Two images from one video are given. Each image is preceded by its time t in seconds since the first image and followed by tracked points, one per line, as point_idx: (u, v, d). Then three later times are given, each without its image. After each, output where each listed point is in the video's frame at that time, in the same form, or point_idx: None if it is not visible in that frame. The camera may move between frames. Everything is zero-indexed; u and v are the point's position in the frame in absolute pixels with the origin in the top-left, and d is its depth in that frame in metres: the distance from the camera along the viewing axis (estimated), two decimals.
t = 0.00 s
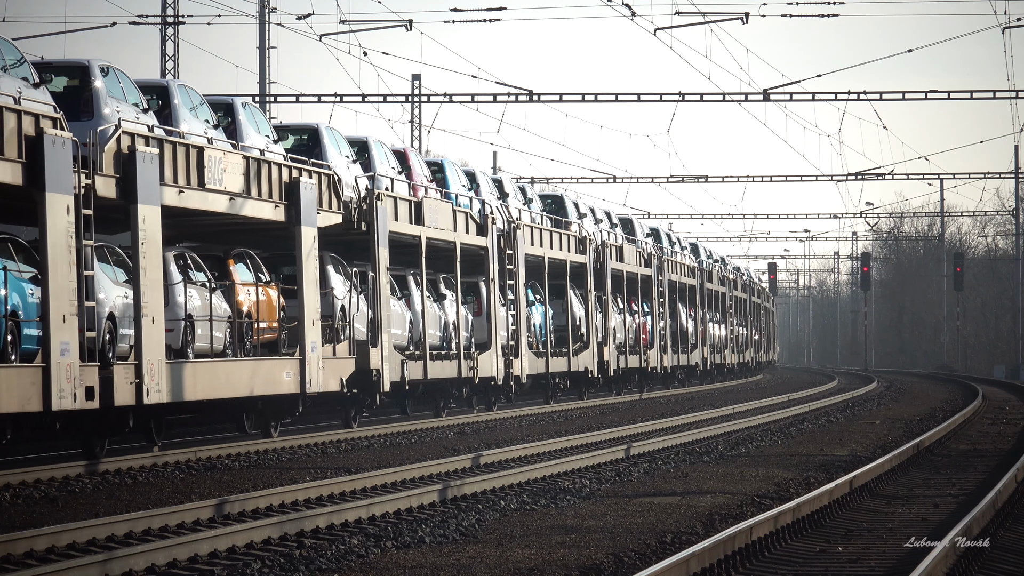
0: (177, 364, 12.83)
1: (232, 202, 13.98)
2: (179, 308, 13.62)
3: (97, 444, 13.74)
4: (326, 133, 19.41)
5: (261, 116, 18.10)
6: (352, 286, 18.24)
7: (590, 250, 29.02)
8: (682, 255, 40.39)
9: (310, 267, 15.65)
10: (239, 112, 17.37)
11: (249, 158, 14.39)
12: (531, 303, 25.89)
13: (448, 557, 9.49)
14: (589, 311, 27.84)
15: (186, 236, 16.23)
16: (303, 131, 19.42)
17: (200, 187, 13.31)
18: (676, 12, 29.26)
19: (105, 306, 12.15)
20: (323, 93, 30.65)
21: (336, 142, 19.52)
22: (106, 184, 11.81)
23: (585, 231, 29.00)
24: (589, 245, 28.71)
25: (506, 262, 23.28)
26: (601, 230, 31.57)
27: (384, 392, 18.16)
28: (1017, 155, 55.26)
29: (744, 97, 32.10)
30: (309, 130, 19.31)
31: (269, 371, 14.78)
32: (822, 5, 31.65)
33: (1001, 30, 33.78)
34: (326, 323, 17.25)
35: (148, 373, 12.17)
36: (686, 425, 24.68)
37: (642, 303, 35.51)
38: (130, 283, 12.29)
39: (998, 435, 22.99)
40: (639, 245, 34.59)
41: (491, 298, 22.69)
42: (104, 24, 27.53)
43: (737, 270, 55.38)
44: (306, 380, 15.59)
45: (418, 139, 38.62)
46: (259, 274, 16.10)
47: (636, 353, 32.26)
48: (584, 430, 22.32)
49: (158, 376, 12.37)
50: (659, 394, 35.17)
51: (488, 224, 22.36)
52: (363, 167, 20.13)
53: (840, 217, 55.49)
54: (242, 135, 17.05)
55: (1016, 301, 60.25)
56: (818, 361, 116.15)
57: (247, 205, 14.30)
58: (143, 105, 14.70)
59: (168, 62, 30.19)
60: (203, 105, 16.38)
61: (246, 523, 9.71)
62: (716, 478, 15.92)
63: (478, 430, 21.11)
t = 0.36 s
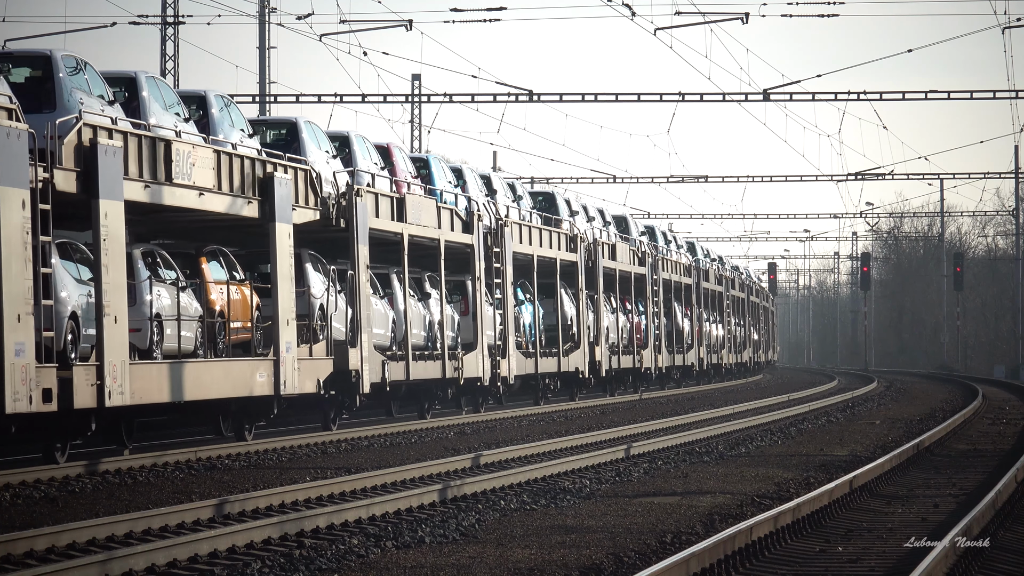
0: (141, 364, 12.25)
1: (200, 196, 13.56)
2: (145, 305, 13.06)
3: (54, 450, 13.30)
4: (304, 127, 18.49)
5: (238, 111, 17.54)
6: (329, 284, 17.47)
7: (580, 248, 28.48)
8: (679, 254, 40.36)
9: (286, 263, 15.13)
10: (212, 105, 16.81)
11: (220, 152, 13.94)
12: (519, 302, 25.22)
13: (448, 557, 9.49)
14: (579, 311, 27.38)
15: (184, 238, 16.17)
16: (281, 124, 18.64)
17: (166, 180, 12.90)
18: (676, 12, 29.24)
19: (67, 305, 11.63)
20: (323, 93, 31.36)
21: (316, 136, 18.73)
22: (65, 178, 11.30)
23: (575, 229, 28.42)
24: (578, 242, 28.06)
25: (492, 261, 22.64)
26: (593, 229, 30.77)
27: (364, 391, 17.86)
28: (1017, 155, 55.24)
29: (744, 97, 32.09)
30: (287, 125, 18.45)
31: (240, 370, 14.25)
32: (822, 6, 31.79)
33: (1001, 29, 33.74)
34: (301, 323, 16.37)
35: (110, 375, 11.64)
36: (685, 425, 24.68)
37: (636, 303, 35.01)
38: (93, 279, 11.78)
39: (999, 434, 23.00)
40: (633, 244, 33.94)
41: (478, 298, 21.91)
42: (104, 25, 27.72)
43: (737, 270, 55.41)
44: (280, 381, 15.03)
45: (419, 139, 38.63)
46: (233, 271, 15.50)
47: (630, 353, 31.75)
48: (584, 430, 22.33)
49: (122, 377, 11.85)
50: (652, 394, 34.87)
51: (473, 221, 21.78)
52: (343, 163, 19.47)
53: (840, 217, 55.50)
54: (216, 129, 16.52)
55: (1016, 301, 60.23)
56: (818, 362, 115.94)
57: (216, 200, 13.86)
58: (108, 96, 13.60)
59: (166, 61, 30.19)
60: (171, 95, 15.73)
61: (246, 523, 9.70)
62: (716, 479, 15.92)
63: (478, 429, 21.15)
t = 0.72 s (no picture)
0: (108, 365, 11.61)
1: (169, 192, 12.73)
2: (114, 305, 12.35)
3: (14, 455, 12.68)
4: (281, 122, 17.45)
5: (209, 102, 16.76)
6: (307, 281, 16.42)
7: (571, 246, 27.56)
8: (675, 253, 40.28)
9: (258, 260, 14.32)
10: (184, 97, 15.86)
11: (189, 146, 13.15)
12: (508, 301, 24.53)
13: (448, 557, 9.49)
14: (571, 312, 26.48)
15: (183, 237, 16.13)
16: (258, 120, 17.68)
17: (133, 176, 12.13)
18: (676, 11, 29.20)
19: (26, 304, 10.90)
20: (323, 93, 30.53)
21: (293, 130, 17.73)
22: (21, 172, 10.58)
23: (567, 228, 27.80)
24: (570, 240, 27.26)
25: (479, 259, 21.62)
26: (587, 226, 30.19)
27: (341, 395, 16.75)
28: (1017, 156, 55.19)
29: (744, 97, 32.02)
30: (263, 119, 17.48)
31: (215, 374, 13.53)
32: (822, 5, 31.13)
33: (1001, 29, 33.69)
34: (276, 322, 15.53)
35: (69, 377, 10.99)
36: (685, 425, 24.67)
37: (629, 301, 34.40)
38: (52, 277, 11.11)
39: (999, 434, 23.00)
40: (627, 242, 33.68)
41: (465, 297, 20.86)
42: (105, 24, 26.71)
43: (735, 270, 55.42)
44: (253, 384, 14.23)
45: (418, 139, 38.59)
46: (206, 270, 14.76)
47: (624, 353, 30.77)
48: (585, 430, 22.32)
49: (82, 379, 11.18)
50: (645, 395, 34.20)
51: (459, 216, 20.69)
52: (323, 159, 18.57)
53: (840, 217, 55.46)
54: (186, 121, 15.50)
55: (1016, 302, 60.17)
56: (818, 361, 115.83)
57: (187, 197, 13.05)
58: (71, 88, 13.54)
59: (166, 61, 30.15)
60: (140, 90, 15.11)
61: (246, 523, 9.71)
62: (716, 479, 15.92)
63: (478, 429, 21.14)
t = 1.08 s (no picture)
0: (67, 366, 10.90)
1: (135, 186, 11.97)
2: (77, 304, 11.71)
3: None
4: (256, 114, 17.29)
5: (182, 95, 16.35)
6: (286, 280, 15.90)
7: (561, 243, 27.45)
8: (674, 253, 40.33)
9: (230, 258, 13.53)
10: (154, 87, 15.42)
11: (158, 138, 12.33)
12: (497, 300, 24.34)
13: (448, 557, 9.49)
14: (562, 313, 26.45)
15: (183, 238, 16.11)
16: (233, 114, 17.51)
17: (96, 170, 11.35)
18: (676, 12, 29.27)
19: None
20: (323, 93, 31.25)
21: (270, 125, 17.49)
22: None
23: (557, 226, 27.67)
24: (561, 239, 27.24)
25: (464, 257, 21.48)
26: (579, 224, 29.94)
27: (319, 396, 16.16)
28: (1017, 156, 55.28)
29: (743, 99, 32.08)
30: (239, 112, 17.31)
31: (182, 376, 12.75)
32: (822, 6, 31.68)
33: (1001, 30, 33.77)
34: (248, 322, 14.77)
35: (24, 378, 10.32)
36: (685, 425, 24.65)
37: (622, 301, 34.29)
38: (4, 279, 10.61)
39: (998, 434, 22.99)
40: (620, 240, 33.51)
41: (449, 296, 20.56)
42: (105, 25, 27.08)
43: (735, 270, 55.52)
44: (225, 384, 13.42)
45: (419, 140, 38.67)
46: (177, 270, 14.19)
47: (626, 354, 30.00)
48: (585, 430, 22.32)
49: (38, 380, 10.52)
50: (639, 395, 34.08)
51: (444, 214, 20.41)
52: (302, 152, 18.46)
53: (840, 217, 55.55)
54: (156, 113, 15.07)
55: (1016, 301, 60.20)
56: (818, 361, 115.83)
57: (155, 191, 12.28)
58: (31, 78, 12.82)
59: (166, 61, 30.21)
60: (106, 80, 14.49)
61: (246, 523, 9.72)
62: (716, 479, 15.91)
63: (477, 429, 21.13)
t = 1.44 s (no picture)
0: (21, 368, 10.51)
1: (97, 180, 11.66)
2: (37, 303, 11.22)
3: None
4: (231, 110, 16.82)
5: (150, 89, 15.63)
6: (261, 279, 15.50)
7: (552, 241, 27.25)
8: (672, 253, 40.32)
9: (198, 257, 13.22)
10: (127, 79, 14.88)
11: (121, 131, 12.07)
12: (484, 300, 24.04)
13: (448, 557, 9.49)
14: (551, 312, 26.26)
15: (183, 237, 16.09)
16: (208, 107, 17.10)
17: (55, 164, 11.06)
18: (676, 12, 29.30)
19: None
20: (323, 94, 30.55)
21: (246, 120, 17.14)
22: None
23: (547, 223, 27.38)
24: (550, 237, 26.99)
25: (449, 255, 21.12)
26: (569, 223, 29.69)
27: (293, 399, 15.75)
28: (1017, 156, 55.24)
29: (743, 100, 32.05)
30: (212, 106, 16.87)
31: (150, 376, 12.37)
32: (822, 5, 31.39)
33: (1002, 30, 33.79)
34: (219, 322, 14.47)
35: None
36: (685, 425, 24.64)
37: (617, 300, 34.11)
38: None
39: (998, 434, 22.98)
40: (613, 239, 33.38)
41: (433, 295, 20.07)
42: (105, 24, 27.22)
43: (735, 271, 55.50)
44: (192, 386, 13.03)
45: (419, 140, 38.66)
46: (145, 267, 13.46)
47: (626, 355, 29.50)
48: (585, 430, 22.30)
49: None
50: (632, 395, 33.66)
51: (427, 211, 20.18)
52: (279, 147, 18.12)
53: (840, 217, 55.55)
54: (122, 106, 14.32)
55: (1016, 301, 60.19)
56: (818, 361, 115.86)
57: (119, 186, 11.97)
58: None
59: (165, 62, 30.19)
60: (72, 74, 13.75)
61: (246, 523, 9.71)
62: (716, 478, 15.92)
63: (477, 429, 21.12)
